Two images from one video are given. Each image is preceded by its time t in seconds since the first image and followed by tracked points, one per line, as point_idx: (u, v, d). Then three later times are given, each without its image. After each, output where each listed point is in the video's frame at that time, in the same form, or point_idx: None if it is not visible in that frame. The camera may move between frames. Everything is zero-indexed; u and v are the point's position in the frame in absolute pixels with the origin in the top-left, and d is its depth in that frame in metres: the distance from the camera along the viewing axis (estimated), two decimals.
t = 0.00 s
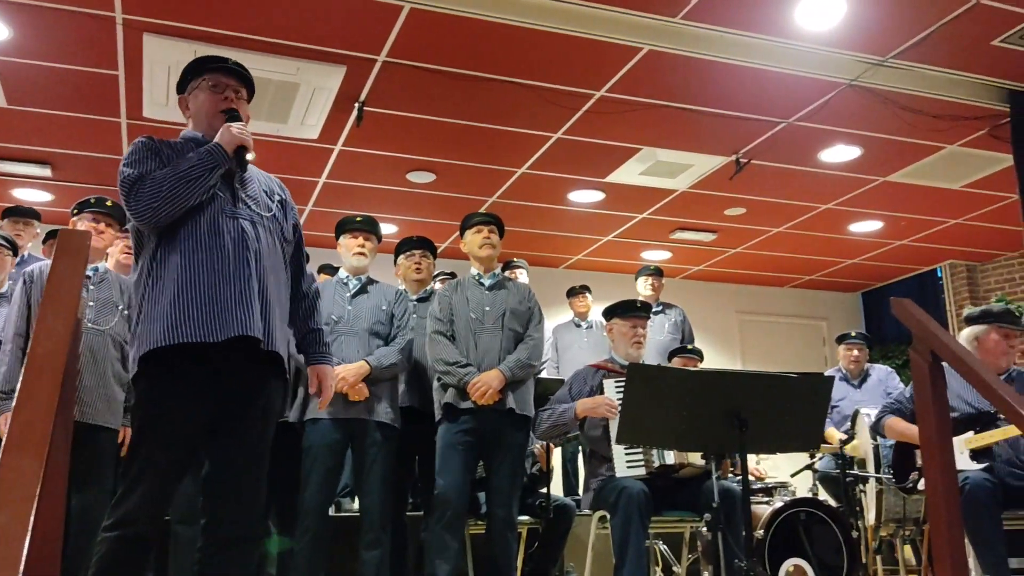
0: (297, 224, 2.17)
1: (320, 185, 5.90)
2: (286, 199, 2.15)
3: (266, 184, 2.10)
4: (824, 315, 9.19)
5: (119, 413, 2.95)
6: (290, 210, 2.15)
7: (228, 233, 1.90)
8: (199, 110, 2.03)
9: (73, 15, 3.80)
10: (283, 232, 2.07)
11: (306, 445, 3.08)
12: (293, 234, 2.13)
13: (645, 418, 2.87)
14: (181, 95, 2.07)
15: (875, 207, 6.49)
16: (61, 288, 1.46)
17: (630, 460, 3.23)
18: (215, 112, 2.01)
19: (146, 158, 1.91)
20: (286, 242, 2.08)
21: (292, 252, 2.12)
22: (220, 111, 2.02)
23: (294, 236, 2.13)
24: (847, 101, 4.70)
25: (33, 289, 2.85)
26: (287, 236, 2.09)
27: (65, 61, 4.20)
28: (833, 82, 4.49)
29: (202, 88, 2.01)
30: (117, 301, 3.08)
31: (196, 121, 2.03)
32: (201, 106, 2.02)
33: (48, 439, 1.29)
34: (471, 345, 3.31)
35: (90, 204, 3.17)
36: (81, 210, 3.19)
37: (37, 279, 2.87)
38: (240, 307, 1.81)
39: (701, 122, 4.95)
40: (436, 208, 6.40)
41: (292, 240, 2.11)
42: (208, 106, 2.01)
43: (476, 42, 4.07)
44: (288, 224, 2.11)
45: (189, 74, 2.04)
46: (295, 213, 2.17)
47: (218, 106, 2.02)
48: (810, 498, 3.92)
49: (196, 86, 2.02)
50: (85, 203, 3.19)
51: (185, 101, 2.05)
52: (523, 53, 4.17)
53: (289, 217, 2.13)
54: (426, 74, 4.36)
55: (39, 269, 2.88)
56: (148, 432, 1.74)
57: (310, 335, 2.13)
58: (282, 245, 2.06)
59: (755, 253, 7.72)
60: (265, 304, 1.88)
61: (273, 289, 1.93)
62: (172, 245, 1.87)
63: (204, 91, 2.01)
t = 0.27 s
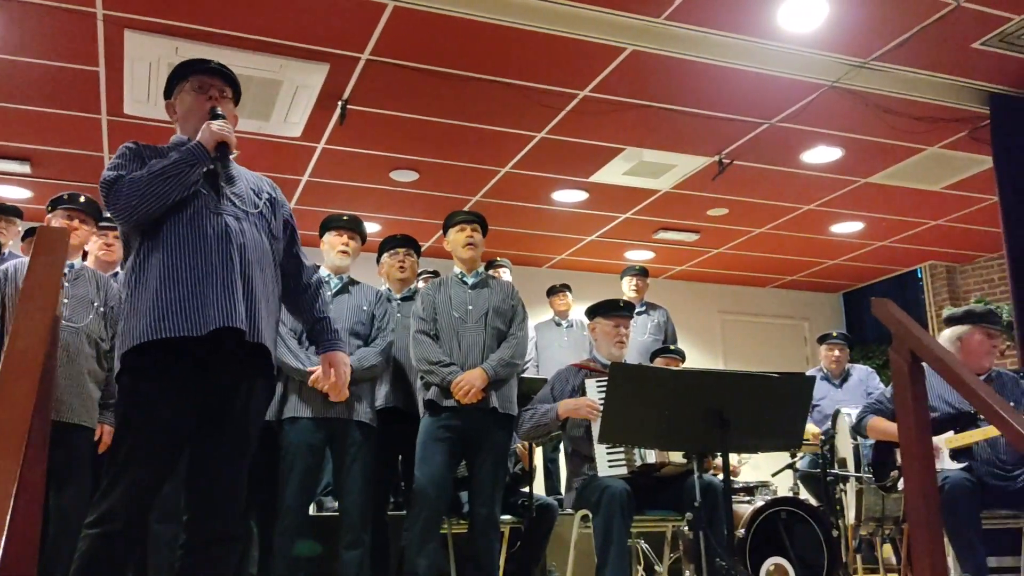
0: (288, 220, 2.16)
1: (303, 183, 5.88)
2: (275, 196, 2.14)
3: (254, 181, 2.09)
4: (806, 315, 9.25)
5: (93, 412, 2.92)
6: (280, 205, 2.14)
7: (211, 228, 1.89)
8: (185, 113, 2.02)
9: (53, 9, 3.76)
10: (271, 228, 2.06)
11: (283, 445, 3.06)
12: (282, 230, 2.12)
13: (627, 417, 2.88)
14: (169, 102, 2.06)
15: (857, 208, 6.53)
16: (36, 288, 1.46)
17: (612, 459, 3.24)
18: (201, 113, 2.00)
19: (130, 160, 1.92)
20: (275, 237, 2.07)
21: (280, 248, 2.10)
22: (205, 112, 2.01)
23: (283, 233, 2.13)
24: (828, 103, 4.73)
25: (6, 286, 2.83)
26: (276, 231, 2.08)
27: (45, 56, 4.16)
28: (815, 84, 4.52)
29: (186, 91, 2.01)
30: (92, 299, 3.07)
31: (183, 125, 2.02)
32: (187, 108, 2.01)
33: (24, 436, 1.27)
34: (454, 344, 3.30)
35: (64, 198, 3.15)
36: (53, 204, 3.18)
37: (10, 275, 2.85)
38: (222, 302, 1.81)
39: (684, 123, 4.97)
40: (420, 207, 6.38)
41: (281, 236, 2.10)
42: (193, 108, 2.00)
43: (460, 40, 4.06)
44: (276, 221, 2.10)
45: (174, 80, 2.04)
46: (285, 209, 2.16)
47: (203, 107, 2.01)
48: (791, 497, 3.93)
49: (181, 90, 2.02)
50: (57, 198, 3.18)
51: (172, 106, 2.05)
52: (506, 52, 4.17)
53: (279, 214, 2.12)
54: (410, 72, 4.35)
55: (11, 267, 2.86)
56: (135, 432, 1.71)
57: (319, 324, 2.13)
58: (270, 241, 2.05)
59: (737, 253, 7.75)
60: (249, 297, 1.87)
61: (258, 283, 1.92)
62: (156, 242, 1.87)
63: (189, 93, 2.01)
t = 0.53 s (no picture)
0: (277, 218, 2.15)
1: (289, 181, 5.86)
2: (264, 193, 2.13)
3: (241, 178, 2.08)
4: (791, 315, 9.29)
5: (69, 409, 2.91)
6: (269, 201, 2.13)
7: (198, 223, 1.89)
8: (171, 116, 2.01)
9: (36, 5, 3.73)
10: (260, 224, 2.06)
11: (267, 443, 3.05)
12: (271, 225, 2.11)
13: (612, 417, 2.88)
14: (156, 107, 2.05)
15: (841, 209, 6.56)
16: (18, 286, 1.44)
17: (598, 459, 3.24)
18: (186, 115, 1.99)
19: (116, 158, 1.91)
20: (263, 233, 2.07)
21: (269, 244, 2.10)
22: (191, 113, 1.99)
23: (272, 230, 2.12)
24: (814, 104, 4.75)
25: None
26: (264, 228, 2.07)
27: (28, 53, 4.13)
28: (801, 85, 4.54)
29: (172, 93, 1.99)
30: (69, 295, 3.06)
31: (169, 127, 2.01)
32: (172, 110, 1.99)
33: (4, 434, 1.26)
34: (441, 344, 3.29)
35: (39, 194, 3.20)
36: (29, 201, 3.23)
37: None
38: (209, 297, 1.81)
39: (671, 123, 4.98)
40: (406, 206, 6.37)
41: (270, 232, 2.09)
42: (178, 109, 1.99)
43: (447, 39, 4.06)
44: (265, 217, 2.09)
45: (160, 84, 2.03)
46: (274, 207, 2.15)
47: (188, 109, 2.00)
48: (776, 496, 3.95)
49: (167, 92, 2.01)
50: (33, 195, 3.22)
51: (159, 108, 2.04)
52: (493, 51, 4.16)
53: (267, 210, 2.11)
54: (396, 71, 4.34)
55: None
56: (123, 428, 1.72)
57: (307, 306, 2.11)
58: (258, 238, 2.04)
59: (723, 253, 7.78)
60: (238, 293, 1.87)
61: (247, 279, 1.92)
62: (142, 238, 1.86)
63: (174, 95, 1.99)
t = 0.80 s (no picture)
0: (266, 217, 2.15)
1: (278, 180, 5.84)
2: (253, 194, 2.12)
3: (229, 179, 2.08)
4: (779, 315, 9.32)
5: (47, 409, 2.86)
6: (258, 201, 2.13)
7: (187, 221, 1.88)
8: (157, 119, 2.00)
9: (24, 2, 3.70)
10: (249, 223, 2.05)
11: (256, 442, 3.04)
12: (260, 224, 2.11)
13: (601, 415, 2.89)
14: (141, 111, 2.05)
15: (830, 209, 6.59)
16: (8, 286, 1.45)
17: (588, 459, 3.25)
18: (173, 118, 1.99)
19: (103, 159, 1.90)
20: (252, 232, 2.06)
21: (259, 244, 2.09)
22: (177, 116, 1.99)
23: (262, 231, 2.11)
24: (803, 104, 4.77)
25: None
26: (254, 227, 2.07)
27: (16, 49, 4.10)
28: (790, 86, 4.55)
29: (157, 96, 1.99)
30: (48, 294, 3.03)
31: (156, 130, 2.00)
32: (159, 113, 1.99)
33: None
34: (431, 343, 3.29)
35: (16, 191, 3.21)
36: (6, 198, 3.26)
37: None
38: (200, 294, 1.80)
39: (660, 123, 4.99)
40: (395, 205, 6.37)
41: (260, 232, 2.09)
42: (165, 112, 1.98)
43: (437, 38, 4.05)
44: (254, 218, 2.08)
45: (145, 89, 2.03)
46: (264, 207, 2.14)
47: (175, 112, 1.99)
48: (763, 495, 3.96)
49: (153, 96, 2.00)
50: (9, 194, 3.24)
51: (146, 112, 2.03)
52: (484, 50, 4.16)
53: (256, 210, 2.11)
54: (386, 69, 4.34)
55: None
56: (113, 427, 1.72)
57: (289, 269, 2.11)
58: (248, 238, 2.03)
59: (712, 253, 7.80)
60: (229, 289, 1.86)
61: (238, 276, 1.91)
62: (131, 237, 1.85)
63: (159, 98, 1.99)
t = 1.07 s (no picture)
0: (254, 215, 2.14)
1: (266, 177, 5.82)
2: (240, 192, 2.12)
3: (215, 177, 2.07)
4: (767, 314, 9.35)
5: (22, 409, 2.85)
6: (244, 197, 2.12)
7: (173, 219, 1.87)
8: (142, 121, 1.99)
9: None
10: (237, 220, 2.04)
11: (243, 441, 3.03)
12: (248, 220, 2.10)
13: (590, 414, 2.89)
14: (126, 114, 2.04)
15: (818, 209, 6.62)
16: None
17: (580, 456, 3.25)
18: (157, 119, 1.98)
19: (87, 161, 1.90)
20: (240, 229, 2.05)
21: (248, 241, 2.08)
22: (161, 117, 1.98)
23: (249, 228, 2.10)
24: (791, 104, 4.79)
25: None
26: (242, 223, 2.06)
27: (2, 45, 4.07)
28: (778, 86, 4.57)
29: (141, 98, 1.98)
30: (24, 293, 3.02)
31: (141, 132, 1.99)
32: (143, 114, 1.98)
33: None
34: (420, 341, 3.28)
35: None
36: None
37: None
38: (187, 290, 1.80)
39: (649, 122, 5.00)
40: (384, 203, 6.36)
41: (247, 228, 2.08)
42: (149, 113, 1.97)
43: (427, 36, 4.05)
44: (241, 216, 2.07)
45: (130, 90, 2.02)
46: (251, 205, 2.13)
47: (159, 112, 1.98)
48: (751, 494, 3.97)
49: (137, 98, 1.99)
50: None
51: (129, 113, 2.02)
52: (473, 49, 4.16)
53: (243, 207, 2.10)
54: (375, 67, 4.33)
55: None
56: (99, 424, 1.71)
57: (272, 248, 2.08)
58: (236, 236, 2.02)
59: (700, 252, 7.82)
60: (217, 285, 1.86)
61: (226, 271, 1.91)
62: (118, 237, 1.85)
63: (143, 100, 1.98)
